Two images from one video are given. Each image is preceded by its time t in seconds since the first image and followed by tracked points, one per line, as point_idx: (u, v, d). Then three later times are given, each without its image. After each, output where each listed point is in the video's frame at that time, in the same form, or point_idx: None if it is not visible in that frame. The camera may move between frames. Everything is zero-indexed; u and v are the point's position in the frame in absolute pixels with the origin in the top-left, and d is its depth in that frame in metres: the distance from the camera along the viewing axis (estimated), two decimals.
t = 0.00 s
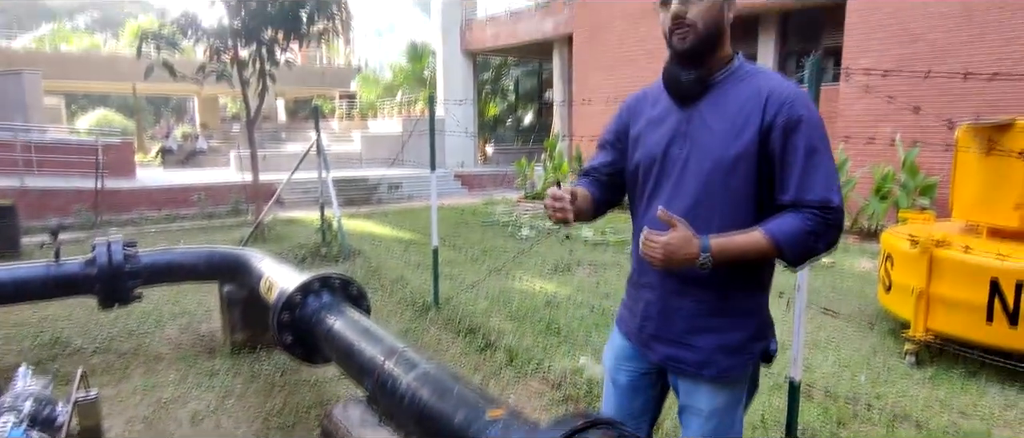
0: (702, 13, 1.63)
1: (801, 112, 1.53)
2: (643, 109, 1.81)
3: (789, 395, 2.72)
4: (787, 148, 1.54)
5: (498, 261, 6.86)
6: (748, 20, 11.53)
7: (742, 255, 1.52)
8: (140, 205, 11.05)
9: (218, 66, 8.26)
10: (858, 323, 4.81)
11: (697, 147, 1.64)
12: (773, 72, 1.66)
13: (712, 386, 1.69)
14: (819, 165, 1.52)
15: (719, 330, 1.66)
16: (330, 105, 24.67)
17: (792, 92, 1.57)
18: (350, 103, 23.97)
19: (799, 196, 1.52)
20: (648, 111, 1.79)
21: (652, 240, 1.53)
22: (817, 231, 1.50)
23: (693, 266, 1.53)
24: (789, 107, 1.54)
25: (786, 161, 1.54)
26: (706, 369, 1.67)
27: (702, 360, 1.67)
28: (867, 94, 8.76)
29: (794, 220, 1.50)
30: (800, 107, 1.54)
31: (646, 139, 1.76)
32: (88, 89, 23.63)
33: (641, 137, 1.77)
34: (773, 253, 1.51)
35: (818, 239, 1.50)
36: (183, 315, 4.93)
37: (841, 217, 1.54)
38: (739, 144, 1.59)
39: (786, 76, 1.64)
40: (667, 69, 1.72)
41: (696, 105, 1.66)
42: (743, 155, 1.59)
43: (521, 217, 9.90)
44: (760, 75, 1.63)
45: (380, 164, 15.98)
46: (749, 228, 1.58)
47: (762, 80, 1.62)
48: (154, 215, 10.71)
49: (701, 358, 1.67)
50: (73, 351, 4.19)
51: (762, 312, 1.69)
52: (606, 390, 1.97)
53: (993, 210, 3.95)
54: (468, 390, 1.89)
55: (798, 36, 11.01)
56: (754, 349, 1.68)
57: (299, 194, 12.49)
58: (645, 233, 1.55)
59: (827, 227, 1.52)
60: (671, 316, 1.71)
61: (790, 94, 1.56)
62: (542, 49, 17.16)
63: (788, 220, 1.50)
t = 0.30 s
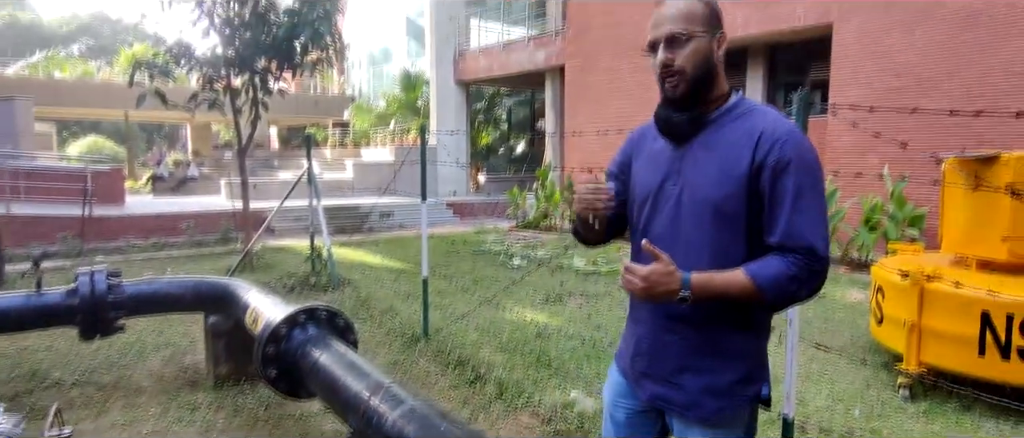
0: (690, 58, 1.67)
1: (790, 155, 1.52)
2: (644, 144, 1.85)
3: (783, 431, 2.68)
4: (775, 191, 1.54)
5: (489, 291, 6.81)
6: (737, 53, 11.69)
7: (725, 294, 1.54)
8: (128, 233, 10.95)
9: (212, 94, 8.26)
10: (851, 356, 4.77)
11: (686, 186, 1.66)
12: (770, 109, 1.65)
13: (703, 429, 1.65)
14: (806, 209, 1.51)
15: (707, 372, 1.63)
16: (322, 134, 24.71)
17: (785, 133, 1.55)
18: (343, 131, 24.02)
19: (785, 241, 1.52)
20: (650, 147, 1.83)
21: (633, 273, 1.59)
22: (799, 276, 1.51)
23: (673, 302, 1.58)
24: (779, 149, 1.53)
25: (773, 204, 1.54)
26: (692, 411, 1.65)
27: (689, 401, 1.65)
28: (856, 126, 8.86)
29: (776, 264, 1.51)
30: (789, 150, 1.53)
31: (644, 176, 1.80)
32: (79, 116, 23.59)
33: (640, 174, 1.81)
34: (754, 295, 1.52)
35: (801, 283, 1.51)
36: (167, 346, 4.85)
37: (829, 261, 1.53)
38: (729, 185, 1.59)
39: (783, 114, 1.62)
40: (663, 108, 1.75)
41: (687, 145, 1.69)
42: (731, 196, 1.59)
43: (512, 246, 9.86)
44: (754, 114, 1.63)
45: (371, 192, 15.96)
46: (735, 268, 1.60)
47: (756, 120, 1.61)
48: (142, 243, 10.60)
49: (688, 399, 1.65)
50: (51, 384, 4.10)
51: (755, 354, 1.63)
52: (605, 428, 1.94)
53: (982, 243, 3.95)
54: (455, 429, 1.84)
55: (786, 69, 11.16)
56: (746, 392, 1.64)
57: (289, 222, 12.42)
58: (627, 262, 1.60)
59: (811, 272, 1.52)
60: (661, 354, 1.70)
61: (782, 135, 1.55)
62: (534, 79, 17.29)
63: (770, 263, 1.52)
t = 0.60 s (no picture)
0: (670, 96, 1.66)
1: (782, 184, 1.52)
2: (640, 176, 1.87)
3: None
4: (768, 221, 1.53)
5: (482, 315, 6.74)
6: (730, 78, 11.77)
7: (721, 325, 1.52)
8: (118, 255, 10.84)
9: (204, 116, 8.22)
10: (847, 383, 4.73)
11: (680, 217, 1.67)
12: (763, 138, 1.65)
13: None
14: (800, 239, 1.50)
15: (709, 406, 1.63)
16: (317, 155, 24.69)
17: (777, 162, 1.55)
18: (337, 153, 24.00)
19: (779, 271, 1.51)
20: (644, 179, 1.85)
21: (626, 299, 1.57)
22: (795, 306, 1.49)
23: (668, 327, 1.55)
24: (771, 178, 1.53)
25: (767, 234, 1.53)
26: None
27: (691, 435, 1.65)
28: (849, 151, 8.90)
29: (770, 294, 1.50)
30: (781, 178, 1.52)
31: (639, 209, 1.81)
32: (72, 135, 23.51)
33: (635, 206, 1.83)
34: (750, 326, 1.50)
35: (796, 314, 1.49)
36: (152, 371, 4.80)
37: (825, 292, 1.52)
38: (721, 216, 1.59)
39: (775, 144, 1.62)
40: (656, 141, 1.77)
41: (680, 177, 1.70)
42: (725, 227, 1.59)
43: (506, 269, 9.81)
44: (746, 144, 1.64)
45: (365, 214, 15.91)
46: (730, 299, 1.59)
47: (748, 150, 1.62)
48: (131, 265, 10.49)
49: (690, 432, 1.65)
50: (31, 410, 4.02)
51: (761, 385, 1.66)
52: None
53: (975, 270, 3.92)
54: None
55: (777, 92, 11.17)
56: (749, 426, 1.64)
57: (281, 243, 12.34)
58: (622, 289, 1.58)
59: (807, 303, 1.50)
60: (662, 388, 1.70)
61: (773, 164, 1.55)
62: (528, 102, 17.34)
63: (765, 295, 1.50)
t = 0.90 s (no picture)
0: (679, 96, 1.64)
1: (782, 198, 1.48)
2: (632, 191, 1.83)
3: None
4: (769, 238, 1.50)
5: (477, 329, 6.67)
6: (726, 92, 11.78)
7: (723, 349, 1.48)
8: (110, 267, 10.75)
9: (199, 127, 8.17)
10: (846, 400, 4.67)
11: (677, 234, 1.63)
12: (758, 151, 1.63)
13: None
14: (802, 256, 1.46)
15: (710, 431, 1.61)
16: (314, 167, 24.65)
17: (776, 176, 1.52)
18: (334, 165, 23.96)
19: (781, 288, 1.47)
20: (636, 193, 1.80)
21: (628, 329, 1.52)
22: (800, 326, 1.45)
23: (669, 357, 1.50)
24: (771, 193, 1.50)
25: (768, 252, 1.50)
26: None
27: None
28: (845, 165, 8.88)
29: (774, 314, 1.46)
30: (782, 193, 1.49)
31: (633, 225, 1.76)
32: (67, 146, 23.46)
33: (630, 222, 1.78)
34: (755, 347, 1.47)
35: (800, 334, 1.45)
36: (140, 386, 4.74)
37: (830, 308, 1.48)
38: (720, 233, 1.55)
39: (772, 156, 1.59)
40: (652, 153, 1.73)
41: (677, 192, 1.66)
42: (724, 243, 1.55)
43: (502, 283, 9.75)
44: (743, 158, 1.61)
45: (360, 226, 15.84)
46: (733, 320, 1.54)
47: (745, 164, 1.58)
48: (124, 277, 10.40)
49: None
50: (15, 426, 3.97)
51: (762, 405, 1.65)
52: None
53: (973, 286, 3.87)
54: None
55: (773, 108, 11.19)
56: None
57: (276, 256, 12.25)
58: (622, 319, 1.53)
59: (813, 321, 1.46)
60: (662, 414, 1.66)
61: (772, 178, 1.51)
62: (525, 115, 17.33)
63: (768, 315, 1.46)
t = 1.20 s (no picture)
0: (698, 91, 1.62)
1: (794, 204, 1.47)
2: (632, 196, 1.80)
3: None
4: (780, 242, 1.48)
5: (474, 337, 6.62)
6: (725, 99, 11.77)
7: (731, 354, 1.45)
8: (105, 272, 10.67)
9: (196, 133, 8.11)
10: (847, 409, 4.62)
11: (683, 237, 1.60)
12: (765, 157, 1.62)
13: None
14: (813, 261, 1.45)
15: None
16: (312, 173, 24.60)
17: (788, 180, 1.51)
18: (332, 171, 23.91)
19: (792, 294, 1.45)
20: (638, 196, 1.77)
21: (636, 333, 1.48)
22: (811, 332, 1.44)
23: (678, 362, 1.47)
24: (783, 197, 1.48)
25: (779, 256, 1.48)
26: None
27: None
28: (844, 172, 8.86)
29: (784, 320, 1.43)
30: (794, 197, 1.48)
31: (635, 228, 1.72)
32: (64, 151, 23.39)
33: (631, 225, 1.74)
34: (765, 353, 1.44)
35: (810, 341, 1.43)
36: (132, 393, 4.68)
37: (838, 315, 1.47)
38: (729, 237, 1.53)
39: (780, 162, 1.59)
40: (660, 153, 1.70)
41: (685, 194, 1.63)
42: (734, 247, 1.52)
43: (500, 290, 9.69)
44: (752, 162, 1.59)
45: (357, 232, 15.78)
46: (739, 326, 1.51)
47: (755, 169, 1.57)
48: (119, 283, 10.33)
49: None
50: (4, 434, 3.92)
51: (765, 415, 1.61)
52: None
53: (974, 294, 3.82)
54: None
55: (772, 115, 11.18)
56: None
57: (272, 262, 12.18)
58: (628, 321, 1.49)
59: (822, 328, 1.45)
60: (664, 425, 1.61)
61: (784, 183, 1.50)
62: (524, 122, 17.30)
63: (779, 320, 1.44)
